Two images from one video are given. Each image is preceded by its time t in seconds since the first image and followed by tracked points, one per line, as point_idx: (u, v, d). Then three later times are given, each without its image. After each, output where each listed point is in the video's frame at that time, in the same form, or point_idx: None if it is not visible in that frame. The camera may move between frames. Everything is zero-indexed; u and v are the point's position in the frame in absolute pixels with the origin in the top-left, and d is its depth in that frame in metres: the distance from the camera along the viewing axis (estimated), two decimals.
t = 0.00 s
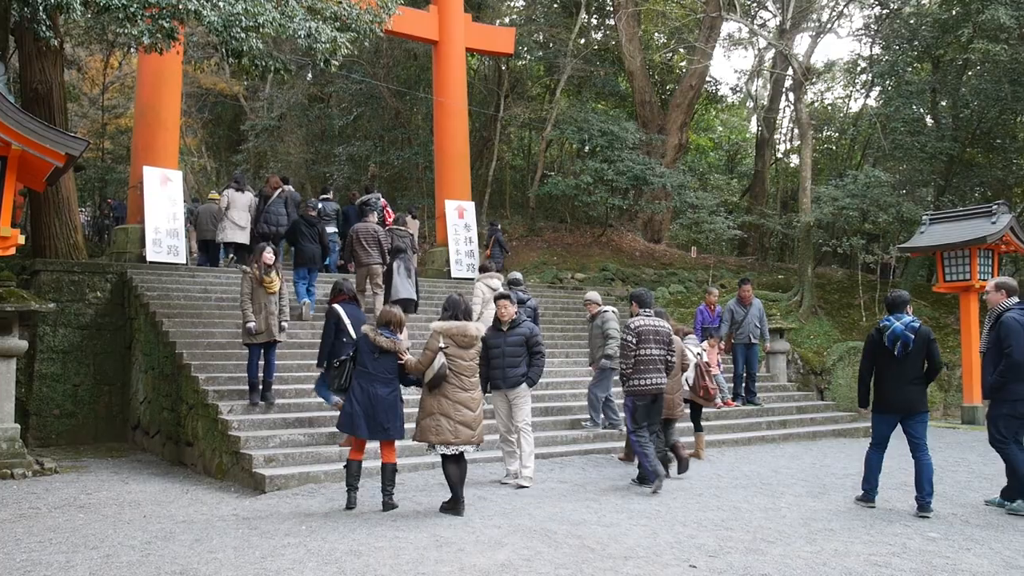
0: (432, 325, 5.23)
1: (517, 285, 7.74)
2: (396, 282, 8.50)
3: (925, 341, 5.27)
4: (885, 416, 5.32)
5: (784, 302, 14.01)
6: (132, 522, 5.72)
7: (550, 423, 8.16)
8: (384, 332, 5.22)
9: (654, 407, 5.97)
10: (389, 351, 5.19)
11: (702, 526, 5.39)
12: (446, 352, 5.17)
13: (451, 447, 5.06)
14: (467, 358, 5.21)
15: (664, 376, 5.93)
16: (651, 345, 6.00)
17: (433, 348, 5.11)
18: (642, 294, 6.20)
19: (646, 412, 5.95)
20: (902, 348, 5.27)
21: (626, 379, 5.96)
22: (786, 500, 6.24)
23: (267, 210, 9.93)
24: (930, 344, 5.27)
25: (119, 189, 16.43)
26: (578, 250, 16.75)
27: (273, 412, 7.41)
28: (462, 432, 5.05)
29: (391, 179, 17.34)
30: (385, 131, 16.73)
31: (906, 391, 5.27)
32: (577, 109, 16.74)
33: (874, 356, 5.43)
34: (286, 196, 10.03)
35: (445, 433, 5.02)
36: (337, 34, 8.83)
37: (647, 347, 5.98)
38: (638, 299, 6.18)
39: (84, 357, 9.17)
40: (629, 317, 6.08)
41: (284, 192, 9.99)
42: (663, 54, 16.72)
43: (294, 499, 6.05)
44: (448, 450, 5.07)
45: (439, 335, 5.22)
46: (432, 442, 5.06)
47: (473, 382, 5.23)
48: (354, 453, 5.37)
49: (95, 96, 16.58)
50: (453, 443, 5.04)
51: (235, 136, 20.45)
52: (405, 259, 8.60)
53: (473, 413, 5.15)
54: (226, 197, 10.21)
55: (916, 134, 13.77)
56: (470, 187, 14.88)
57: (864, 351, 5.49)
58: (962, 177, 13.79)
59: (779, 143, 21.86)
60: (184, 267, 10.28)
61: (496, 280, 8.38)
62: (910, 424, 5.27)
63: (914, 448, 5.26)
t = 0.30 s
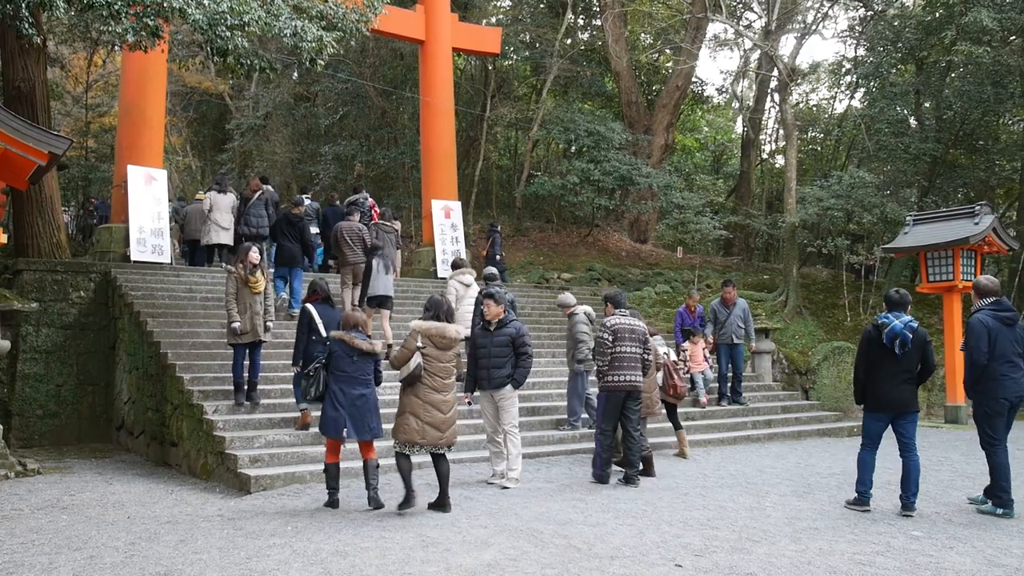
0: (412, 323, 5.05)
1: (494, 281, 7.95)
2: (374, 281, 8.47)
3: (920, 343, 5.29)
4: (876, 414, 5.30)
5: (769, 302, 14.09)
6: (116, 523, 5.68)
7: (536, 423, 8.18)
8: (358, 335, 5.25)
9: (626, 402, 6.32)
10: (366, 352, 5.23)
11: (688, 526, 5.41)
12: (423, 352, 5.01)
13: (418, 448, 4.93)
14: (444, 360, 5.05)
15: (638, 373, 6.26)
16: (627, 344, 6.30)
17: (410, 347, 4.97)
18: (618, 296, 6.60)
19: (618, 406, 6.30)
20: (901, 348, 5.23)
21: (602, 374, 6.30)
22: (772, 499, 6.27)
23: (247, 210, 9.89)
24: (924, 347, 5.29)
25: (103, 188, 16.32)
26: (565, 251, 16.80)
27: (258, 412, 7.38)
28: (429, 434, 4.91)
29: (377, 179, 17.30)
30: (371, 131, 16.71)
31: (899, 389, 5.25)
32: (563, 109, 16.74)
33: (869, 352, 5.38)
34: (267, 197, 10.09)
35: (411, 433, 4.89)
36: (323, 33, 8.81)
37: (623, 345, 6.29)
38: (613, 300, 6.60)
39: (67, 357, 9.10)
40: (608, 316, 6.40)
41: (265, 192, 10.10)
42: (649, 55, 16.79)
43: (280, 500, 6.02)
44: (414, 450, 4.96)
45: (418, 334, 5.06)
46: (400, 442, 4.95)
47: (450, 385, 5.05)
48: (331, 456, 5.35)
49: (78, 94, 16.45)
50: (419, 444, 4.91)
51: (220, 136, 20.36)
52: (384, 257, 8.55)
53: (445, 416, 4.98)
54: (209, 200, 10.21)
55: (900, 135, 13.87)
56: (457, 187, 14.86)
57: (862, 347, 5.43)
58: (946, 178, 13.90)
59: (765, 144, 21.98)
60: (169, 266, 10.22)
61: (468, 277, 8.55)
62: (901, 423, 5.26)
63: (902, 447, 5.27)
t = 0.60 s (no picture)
0: (375, 327, 4.99)
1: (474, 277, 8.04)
2: (353, 273, 8.38)
3: (906, 343, 5.34)
4: (861, 413, 5.30)
5: (757, 302, 14.15)
6: (102, 524, 5.65)
7: (525, 423, 8.18)
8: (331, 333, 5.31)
9: (600, 404, 6.37)
10: (343, 349, 5.29)
11: (676, 525, 5.43)
12: (385, 354, 4.96)
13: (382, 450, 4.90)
14: (408, 362, 4.98)
15: (609, 375, 6.33)
16: (596, 346, 6.39)
17: (373, 349, 4.94)
18: (586, 299, 6.67)
19: (590, 409, 6.39)
20: (889, 347, 5.25)
21: (575, 378, 6.38)
22: (759, 499, 6.30)
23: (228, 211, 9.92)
24: (908, 345, 5.36)
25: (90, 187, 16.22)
26: (553, 251, 16.84)
27: (246, 413, 7.34)
28: (392, 436, 4.88)
29: (366, 178, 17.27)
30: (360, 130, 16.69)
31: (885, 390, 5.27)
32: (552, 110, 16.74)
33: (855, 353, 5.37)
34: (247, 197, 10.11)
35: (373, 434, 4.87)
36: (311, 32, 8.78)
37: (593, 348, 6.39)
38: (581, 303, 6.69)
39: (53, 357, 9.05)
40: (576, 322, 6.53)
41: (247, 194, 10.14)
42: (638, 55, 16.83)
43: (267, 500, 6.00)
44: (378, 452, 4.94)
45: (381, 336, 4.99)
46: (364, 443, 4.93)
47: (415, 387, 4.99)
48: (318, 453, 5.36)
49: (64, 93, 16.35)
50: (382, 446, 4.88)
51: (208, 135, 20.28)
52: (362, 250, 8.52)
53: (408, 418, 4.94)
54: (190, 202, 10.23)
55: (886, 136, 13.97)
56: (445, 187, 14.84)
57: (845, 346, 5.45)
58: (932, 178, 14.00)
59: (753, 145, 22.07)
60: (156, 266, 10.17)
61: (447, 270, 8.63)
62: (885, 422, 5.29)
63: (887, 447, 5.29)
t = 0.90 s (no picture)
0: (344, 323, 5.01)
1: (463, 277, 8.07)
2: (334, 272, 8.49)
3: (888, 341, 5.37)
4: (845, 411, 5.32)
5: (745, 302, 14.20)
6: (88, 525, 5.62)
7: (514, 423, 8.18)
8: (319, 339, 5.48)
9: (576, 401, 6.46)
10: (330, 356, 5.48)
11: (664, 525, 5.44)
12: (352, 352, 4.96)
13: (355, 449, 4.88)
14: (377, 359, 4.98)
15: (586, 373, 6.39)
16: (570, 346, 6.44)
17: (340, 347, 4.95)
18: (561, 299, 6.76)
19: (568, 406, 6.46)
20: (870, 347, 5.31)
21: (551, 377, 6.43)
22: (746, 498, 6.32)
23: (213, 213, 9.94)
24: (891, 343, 5.37)
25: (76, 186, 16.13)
26: (542, 251, 16.89)
27: (234, 413, 7.32)
28: (363, 434, 4.85)
29: (354, 178, 17.25)
30: (349, 130, 16.67)
31: (869, 388, 5.30)
32: (541, 110, 16.77)
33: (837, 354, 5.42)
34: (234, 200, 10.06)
35: (344, 432, 4.85)
36: (300, 31, 8.76)
37: (566, 348, 6.43)
38: (557, 303, 6.76)
39: (39, 357, 8.99)
40: (549, 322, 6.55)
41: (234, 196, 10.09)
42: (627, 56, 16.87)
43: (255, 501, 5.98)
44: (350, 451, 4.91)
45: (349, 334, 5.00)
46: (336, 442, 4.91)
47: (386, 384, 4.99)
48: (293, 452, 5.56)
49: (50, 91, 16.25)
50: (354, 444, 4.86)
51: (195, 134, 20.20)
52: (342, 250, 8.66)
53: (380, 415, 4.92)
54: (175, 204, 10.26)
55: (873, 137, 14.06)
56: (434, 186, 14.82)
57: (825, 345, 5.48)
58: (918, 179, 14.09)
59: (740, 145, 22.17)
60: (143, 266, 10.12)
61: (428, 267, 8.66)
62: (868, 421, 5.31)
63: (871, 446, 5.31)
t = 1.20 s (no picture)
0: (327, 323, 5.00)
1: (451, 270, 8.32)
2: (315, 262, 8.66)
3: (868, 337, 5.41)
4: (827, 410, 5.35)
5: (731, 302, 14.27)
6: (72, 527, 5.58)
7: (501, 423, 8.18)
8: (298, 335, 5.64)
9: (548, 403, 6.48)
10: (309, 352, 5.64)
11: (651, 524, 5.46)
12: (333, 352, 4.96)
13: (337, 450, 4.86)
14: (358, 358, 4.98)
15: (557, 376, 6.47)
16: (549, 349, 6.49)
17: (321, 347, 4.95)
18: (542, 300, 6.68)
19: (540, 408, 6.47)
20: (852, 345, 5.33)
21: (526, 377, 6.44)
22: (732, 498, 6.34)
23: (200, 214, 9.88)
24: (871, 340, 5.43)
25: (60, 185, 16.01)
26: (529, 252, 16.91)
27: (220, 413, 7.28)
28: (345, 434, 4.84)
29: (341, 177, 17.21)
30: (335, 129, 16.64)
31: (852, 388, 5.34)
32: (528, 110, 16.79)
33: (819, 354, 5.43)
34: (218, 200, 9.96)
35: (326, 432, 4.83)
36: (286, 30, 8.73)
37: (546, 350, 6.48)
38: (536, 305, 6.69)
39: (22, 357, 8.92)
40: (531, 322, 6.56)
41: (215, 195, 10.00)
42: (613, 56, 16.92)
43: (241, 501, 5.96)
44: (332, 452, 4.89)
45: (331, 334, 4.99)
46: (318, 442, 4.90)
47: (367, 384, 4.99)
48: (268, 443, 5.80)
49: (34, 89, 16.12)
50: (336, 445, 4.84)
51: (181, 133, 20.10)
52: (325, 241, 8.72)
53: (362, 415, 4.91)
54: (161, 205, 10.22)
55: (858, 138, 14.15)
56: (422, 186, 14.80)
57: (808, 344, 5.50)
58: (902, 181, 14.21)
59: (727, 146, 22.28)
60: (127, 266, 10.05)
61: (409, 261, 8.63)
62: (850, 420, 5.33)
63: (852, 445, 5.34)
